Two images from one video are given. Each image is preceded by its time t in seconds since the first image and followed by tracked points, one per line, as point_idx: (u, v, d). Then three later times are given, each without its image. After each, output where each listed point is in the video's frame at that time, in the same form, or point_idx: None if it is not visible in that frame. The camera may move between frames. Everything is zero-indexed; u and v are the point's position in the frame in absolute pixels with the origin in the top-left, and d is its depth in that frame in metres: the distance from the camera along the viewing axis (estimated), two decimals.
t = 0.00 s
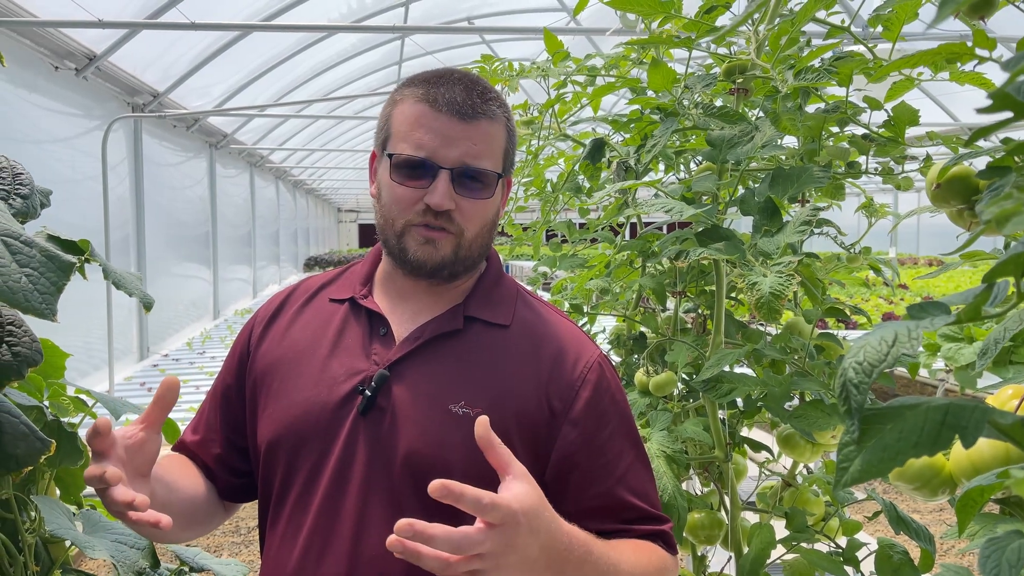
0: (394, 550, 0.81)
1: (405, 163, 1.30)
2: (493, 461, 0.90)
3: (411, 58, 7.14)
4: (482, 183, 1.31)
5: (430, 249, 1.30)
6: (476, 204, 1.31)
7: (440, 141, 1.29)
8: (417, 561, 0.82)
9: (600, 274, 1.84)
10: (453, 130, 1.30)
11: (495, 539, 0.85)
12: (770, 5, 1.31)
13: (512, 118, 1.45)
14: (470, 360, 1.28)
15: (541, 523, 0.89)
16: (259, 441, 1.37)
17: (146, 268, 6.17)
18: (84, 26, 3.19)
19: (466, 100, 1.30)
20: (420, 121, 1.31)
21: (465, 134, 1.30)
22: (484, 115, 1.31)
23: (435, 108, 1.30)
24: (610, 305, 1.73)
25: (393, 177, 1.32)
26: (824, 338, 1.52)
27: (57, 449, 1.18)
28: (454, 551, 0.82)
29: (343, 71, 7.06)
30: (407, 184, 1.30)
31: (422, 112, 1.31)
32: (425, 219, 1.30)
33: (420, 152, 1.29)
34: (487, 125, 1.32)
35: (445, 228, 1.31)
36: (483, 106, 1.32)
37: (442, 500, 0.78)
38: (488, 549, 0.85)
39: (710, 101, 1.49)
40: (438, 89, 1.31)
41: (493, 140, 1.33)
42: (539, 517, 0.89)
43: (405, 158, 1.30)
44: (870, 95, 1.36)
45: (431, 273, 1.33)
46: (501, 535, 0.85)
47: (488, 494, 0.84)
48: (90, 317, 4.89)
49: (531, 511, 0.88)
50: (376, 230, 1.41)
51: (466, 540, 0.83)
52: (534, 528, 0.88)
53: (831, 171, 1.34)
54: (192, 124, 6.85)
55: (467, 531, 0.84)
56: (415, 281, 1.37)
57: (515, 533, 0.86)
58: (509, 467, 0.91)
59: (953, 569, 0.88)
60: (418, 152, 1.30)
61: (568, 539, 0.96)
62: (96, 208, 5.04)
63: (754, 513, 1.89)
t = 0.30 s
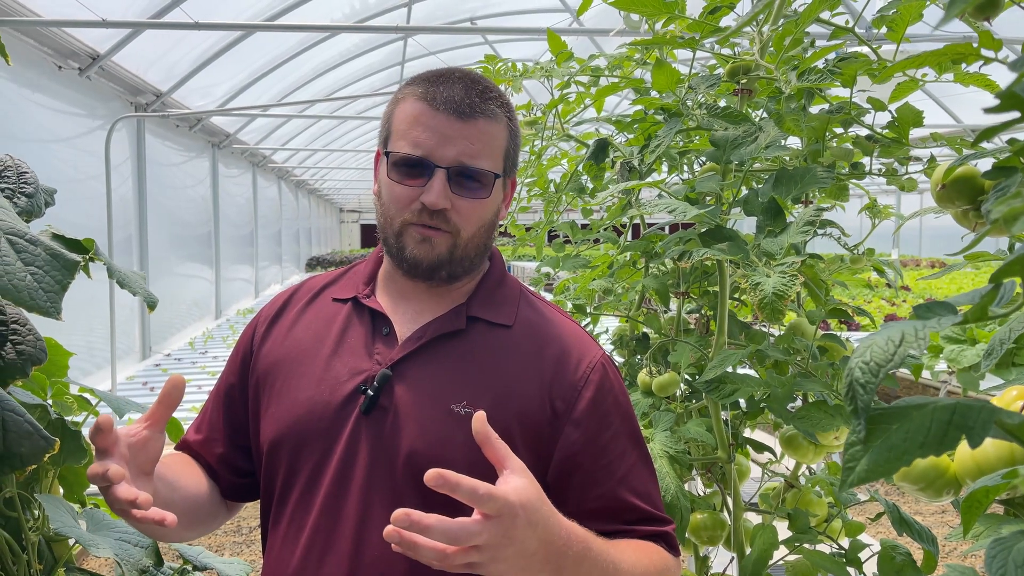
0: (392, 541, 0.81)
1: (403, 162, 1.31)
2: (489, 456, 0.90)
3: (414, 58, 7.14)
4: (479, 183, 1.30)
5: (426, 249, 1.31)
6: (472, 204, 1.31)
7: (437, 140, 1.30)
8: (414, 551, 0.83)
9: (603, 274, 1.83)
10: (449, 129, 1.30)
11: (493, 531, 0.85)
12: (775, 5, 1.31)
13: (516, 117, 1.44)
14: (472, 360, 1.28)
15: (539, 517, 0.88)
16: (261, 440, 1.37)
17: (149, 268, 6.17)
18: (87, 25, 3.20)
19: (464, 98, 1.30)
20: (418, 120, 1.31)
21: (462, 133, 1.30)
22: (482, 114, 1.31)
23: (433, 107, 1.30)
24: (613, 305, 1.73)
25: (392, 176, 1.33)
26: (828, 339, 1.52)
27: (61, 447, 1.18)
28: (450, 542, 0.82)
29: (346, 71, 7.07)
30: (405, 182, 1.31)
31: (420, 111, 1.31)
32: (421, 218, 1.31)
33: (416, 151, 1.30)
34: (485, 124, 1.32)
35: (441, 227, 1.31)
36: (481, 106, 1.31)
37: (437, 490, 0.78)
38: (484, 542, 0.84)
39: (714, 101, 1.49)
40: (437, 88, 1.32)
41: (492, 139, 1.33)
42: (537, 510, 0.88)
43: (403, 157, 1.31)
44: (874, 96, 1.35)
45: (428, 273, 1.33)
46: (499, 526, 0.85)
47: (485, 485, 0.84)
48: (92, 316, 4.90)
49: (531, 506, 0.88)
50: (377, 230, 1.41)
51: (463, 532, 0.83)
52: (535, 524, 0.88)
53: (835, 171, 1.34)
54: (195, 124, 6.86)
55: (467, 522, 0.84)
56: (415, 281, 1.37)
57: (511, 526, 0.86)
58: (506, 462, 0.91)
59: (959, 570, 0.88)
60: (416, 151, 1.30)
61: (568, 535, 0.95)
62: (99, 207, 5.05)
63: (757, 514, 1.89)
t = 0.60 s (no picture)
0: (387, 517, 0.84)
1: (402, 157, 1.32)
2: (482, 459, 0.90)
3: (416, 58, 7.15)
4: (475, 179, 1.30)
5: (420, 243, 1.30)
6: (468, 200, 1.30)
7: (432, 135, 1.30)
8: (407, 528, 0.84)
9: (605, 273, 1.83)
10: (446, 124, 1.30)
11: (483, 522, 0.85)
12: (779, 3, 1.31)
13: (521, 115, 1.44)
14: (476, 359, 1.27)
15: (535, 513, 0.88)
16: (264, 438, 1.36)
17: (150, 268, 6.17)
18: (91, 23, 3.20)
19: (462, 94, 1.30)
20: (416, 115, 1.31)
21: (458, 128, 1.30)
22: (480, 109, 1.31)
23: (430, 102, 1.31)
24: (615, 304, 1.73)
25: (390, 171, 1.33)
26: (831, 338, 1.52)
27: (63, 444, 1.17)
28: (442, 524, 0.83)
29: (348, 71, 7.08)
30: (402, 178, 1.32)
31: (418, 107, 1.32)
32: (416, 213, 1.31)
33: (413, 147, 1.31)
34: (483, 119, 1.31)
35: (437, 223, 1.31)
36: (479, 101, 1.31)
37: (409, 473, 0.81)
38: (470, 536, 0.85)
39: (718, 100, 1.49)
40: (436, 83, 1.32)
41: (490, 135, 1.32)
42: (532, 507, 0.88)
43: (401, 152, 1.32)
44: (878, 95, 1.35)
45: (425, 269, 1.33)
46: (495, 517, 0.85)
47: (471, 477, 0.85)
48: (93, 316, 4.89)
49: (524, 501, 0.88)
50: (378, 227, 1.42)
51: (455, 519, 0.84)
52: (529, 522, 0.87)
53: (838, 170, 1.34)
54: (196, 124, 6.86)
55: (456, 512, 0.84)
56: (415, 278, 1.37)
57: (508, 521, 0.86)
58: (500, 462, 0.90)
59: (965, 568, 0.87)
60: (412, 146, 1.31)
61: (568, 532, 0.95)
62: (100, 206, 5.05)
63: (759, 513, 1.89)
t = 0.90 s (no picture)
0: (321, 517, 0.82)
1: (407, 150, 1.32)
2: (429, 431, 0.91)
3: (416, 57, 7.16)
4: (482, 171, 1.30)
5: (426, 235, 1.30)
6: (474, 193, 1.30)
7: (439, 127, 1.30)
8: (345, 522, 0.83)
9: (606, 272, 1.83)
10: (452, 116, 1.30)
11: (419, 494, 0.85)
12: (782, 2, 1.31)
13: (525, 112, 1.45)
14: (481, 356, 1.27)
15: (477, 483, 0.89)
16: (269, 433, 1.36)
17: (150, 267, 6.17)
18: (92, 20, 3.20)
19: (468, 87, 1.31)
20: (422, 109, 1.32)
21: (465, 121, 1.30)
22: (485, 103, 1.32)
23: (436, 95, 1.31)
24: (616, 302, 1.72)
25: (397, 164, 1.33)
26: (832, 338, 1.52)
27: (64, 441, 1.18)
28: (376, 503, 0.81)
29: (348, 71, 7.08)
30: (408, 171, 1.32)
31: (425, 100, 1.32)
32: (422, 206, 1.31)
33: (419, 139, 1.31)
34: (488, 113, 1.32)
35: (444, 215, 1.30)
36: (485, 95, 1.32)
37: (349, 455, 0.80)
38: (407, 506, 0.84)
39: (719, 99, 1.49)
40: (444, 77, 1.33)
41: (495, 128, 1.33)
42: (475, 477, 0.89)
43: (408, 145, 1.32)
44: (880, 94, 1.35)
45: (430, 263, 1.32)
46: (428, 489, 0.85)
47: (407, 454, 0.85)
48: (94, 314, 4.89)
49: (461, 470, 0.88)
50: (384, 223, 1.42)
51: (387, 496, 0.83)
52: (469, 493, 0.87)
53: (840, 169, 1.34)
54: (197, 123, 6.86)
55: (391, 485, 0.84)
56: (420, 273, 1.36)
57: (444, 490, 0.86)
58: (445, 435, 0.92)
59: (967, 565, 0.87)
60: (418, 139, 1.31)
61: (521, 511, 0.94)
62: (101, 205, 5.05)
63: (759, 512, 1.89)
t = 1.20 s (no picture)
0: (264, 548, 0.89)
1: (420, 142, 1.32)
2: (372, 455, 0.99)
3: (415, 57, 7.16)
4: (494, 166, 1.31)
5: (437, 231, 1.30)
6: (486, 186, 1.31)
7: (453, 120, 1.30)
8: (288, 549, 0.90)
9: (605, 271, 1.83)
10: (466, 110, 1.30)
11: (354, 513, 0.92)
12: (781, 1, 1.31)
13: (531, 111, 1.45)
14: (482, 357, 1.27)
15: (418, 501, 0.96)
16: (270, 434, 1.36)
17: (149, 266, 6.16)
18: (91, 19, 3.20)
19: (481, 83, 1.32)
20: (435, 102, 1.32)
21: (478, 115, 1.30)
22: (497, 98, 1.32)
23: (450, 89, 1.32)
24: (615, 302, 1.72)
25: (407, 157, 1.33)
26: (831, 337, 1.52)
27: (61, 440, 1.18)
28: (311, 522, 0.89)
29: (348, 70, 7.08)
30: (420, 163, 1.32)
31: (438, 93, 1.32)
32: (435, 199, 1.31)
33: (431, 131, 1.31)
34: (500, 109, 1.33)
35: (454, 210, 1.30)
36: (497, 90, 1.33)
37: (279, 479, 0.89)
38: (342, 525, 0.92)
39: (718, 98, 1.49)
40: (458, 73, 1.33)
41: (507, 124, 1.33)
42: (416, 495, 0.96)
43: (420, 137, 1.32)
44: (879, 94, 1.36)
45: (438, 258, 1.32)
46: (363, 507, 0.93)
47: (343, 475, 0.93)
48: (92, 313, 4.88)
49: (400, 489, 0.95)
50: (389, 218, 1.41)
51: (327, 516, 0.91)
52: (409, 510, 0.94)
53: (839, 169, 1.34)
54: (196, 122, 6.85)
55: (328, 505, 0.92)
56: (425, 269, 1.36)
57: (383, 510, 0.93)
58: (388, 458, 0.99)
59: (966, 565, 0.87)
60: (431, 132, 1.31)
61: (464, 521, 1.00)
62: (100, 204, 5.04)
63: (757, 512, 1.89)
